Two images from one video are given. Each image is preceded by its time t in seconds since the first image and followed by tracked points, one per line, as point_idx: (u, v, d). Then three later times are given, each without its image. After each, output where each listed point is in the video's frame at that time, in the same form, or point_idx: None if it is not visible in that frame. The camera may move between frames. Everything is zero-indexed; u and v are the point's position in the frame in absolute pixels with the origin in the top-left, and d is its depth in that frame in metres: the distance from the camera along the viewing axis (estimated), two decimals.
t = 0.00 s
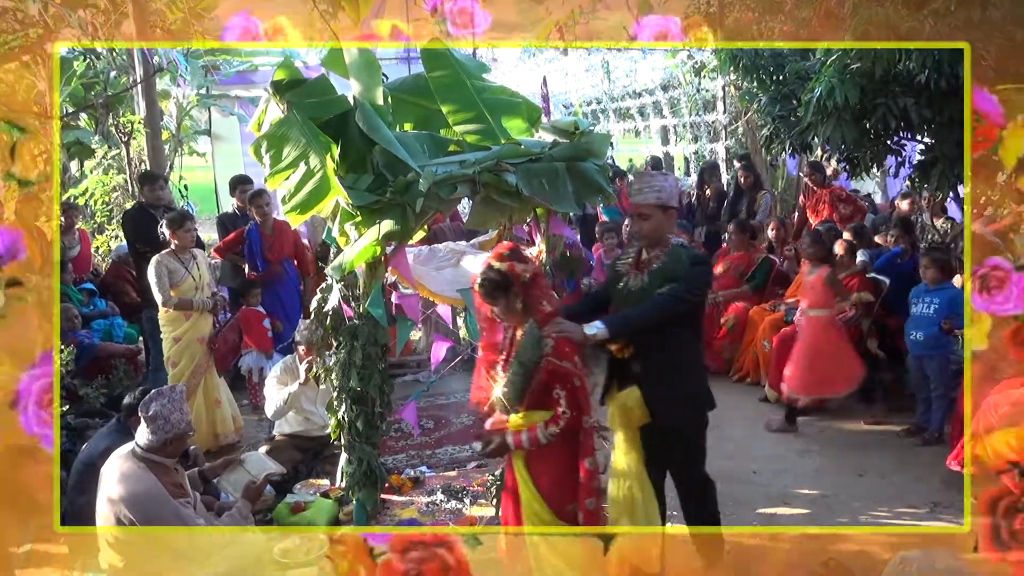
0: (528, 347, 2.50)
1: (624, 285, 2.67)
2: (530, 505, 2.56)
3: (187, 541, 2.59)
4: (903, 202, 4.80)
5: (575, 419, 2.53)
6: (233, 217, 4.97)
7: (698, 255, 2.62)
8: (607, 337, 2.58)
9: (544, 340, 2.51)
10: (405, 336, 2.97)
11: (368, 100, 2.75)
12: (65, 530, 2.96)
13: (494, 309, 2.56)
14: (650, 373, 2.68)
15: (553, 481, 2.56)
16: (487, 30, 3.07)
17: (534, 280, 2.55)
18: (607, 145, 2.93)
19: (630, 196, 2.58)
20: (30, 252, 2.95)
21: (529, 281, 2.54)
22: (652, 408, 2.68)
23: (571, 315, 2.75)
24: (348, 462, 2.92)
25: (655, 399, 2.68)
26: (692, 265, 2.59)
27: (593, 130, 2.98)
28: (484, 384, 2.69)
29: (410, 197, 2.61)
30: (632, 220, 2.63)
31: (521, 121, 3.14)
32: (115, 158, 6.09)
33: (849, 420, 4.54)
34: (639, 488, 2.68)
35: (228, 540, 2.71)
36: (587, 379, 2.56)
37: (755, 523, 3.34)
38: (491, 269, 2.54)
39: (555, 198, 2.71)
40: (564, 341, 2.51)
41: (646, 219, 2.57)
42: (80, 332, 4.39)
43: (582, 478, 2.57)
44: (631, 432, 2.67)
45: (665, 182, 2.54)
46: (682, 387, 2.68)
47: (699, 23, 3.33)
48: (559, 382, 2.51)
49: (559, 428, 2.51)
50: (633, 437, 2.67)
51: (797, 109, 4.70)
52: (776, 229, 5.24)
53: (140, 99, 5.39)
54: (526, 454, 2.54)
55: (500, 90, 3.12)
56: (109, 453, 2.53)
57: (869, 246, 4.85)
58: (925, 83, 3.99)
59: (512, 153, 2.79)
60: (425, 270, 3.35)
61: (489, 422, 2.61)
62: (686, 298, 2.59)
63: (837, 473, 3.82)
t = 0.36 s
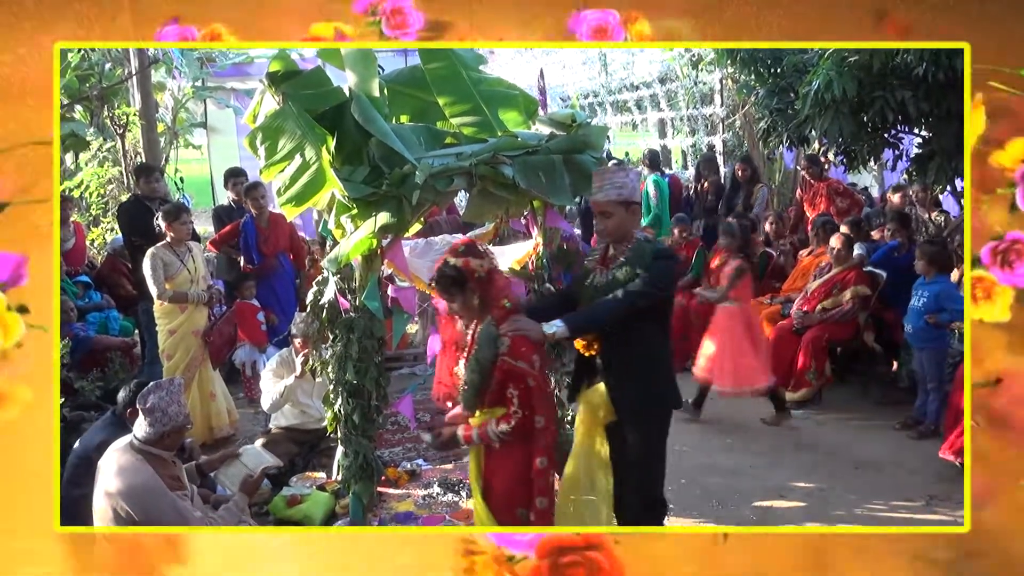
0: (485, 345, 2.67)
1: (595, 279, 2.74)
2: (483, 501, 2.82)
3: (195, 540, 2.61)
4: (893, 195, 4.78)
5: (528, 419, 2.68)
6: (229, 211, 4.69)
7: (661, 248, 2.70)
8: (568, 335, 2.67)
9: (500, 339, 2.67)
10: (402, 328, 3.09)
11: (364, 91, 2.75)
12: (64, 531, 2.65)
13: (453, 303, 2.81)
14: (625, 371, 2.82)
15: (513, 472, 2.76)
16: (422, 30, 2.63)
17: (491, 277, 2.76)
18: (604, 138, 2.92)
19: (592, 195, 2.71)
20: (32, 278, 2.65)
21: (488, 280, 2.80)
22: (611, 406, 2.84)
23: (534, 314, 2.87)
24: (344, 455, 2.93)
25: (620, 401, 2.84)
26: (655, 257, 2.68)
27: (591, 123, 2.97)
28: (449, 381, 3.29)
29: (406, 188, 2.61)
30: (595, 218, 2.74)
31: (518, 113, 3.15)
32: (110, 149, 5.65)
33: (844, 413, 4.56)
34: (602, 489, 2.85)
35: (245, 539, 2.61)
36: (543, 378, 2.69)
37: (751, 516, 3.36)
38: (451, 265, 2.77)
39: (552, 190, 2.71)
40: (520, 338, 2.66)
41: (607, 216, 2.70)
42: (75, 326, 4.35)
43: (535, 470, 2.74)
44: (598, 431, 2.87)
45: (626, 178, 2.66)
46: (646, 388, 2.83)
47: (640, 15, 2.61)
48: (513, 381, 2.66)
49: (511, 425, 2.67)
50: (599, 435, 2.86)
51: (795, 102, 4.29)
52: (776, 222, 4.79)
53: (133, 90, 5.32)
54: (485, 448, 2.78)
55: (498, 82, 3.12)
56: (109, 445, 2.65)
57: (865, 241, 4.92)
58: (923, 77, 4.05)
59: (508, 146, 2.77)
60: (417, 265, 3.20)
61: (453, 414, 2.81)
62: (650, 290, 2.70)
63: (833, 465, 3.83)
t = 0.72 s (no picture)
0: (445, 343, 2.47)
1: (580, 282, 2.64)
2: (440, 503, 2.60)
3: (180, 542, 2.55)
4: (892, 187, 4.75)
5: (486, 420, 2.48)
6: (230, 197, 4.84)
7: (645, 251, 2.55)
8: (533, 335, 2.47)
9: (460, 337, 2.46)
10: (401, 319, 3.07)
11: (366, 78, 2.71)
12: (65, 532, 2.54)
13: (417, 299, 2.58)
14: (599, 372, 2.71)
15: (469, 483, 2.55)
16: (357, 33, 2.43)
17: (451, 272, 2.54)
18: (607, 126, 2.91)
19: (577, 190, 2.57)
20: (49, 304, 2.48)
21: (446, 276, 2.53)
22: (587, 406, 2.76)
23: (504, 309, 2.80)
24: (344, 443, 2.92)
25: (590, 409, 2.76)
26: (636, 262, 2.53)
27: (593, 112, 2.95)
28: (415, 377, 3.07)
29: (408, 175, 2.60)
30: (582, 215, 2.60)
31: (520, 102, 3.13)
32: (111, 135, 5.63)
33: (845, 406, 4.57)
34: (576, 479, 2.87)
35: (228, 537, 2.56)
36: (505, 377, 2.49)
37: (750, 507, 3.37)
38: (408, 262, 2.53)
39: (554, 178, 2.70)
40: (481, 335, 2.45)
41: (593, 214, 2.55)
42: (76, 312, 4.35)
43: (494, 475, 2.53)
44: (573, 431, 2.86)
45: (612, 175, 2.53)
46: (624, 395, 2.70)
47: (580, 10, 2.36)
48: (471, 380, 2.45)
49: (468, 426, 2.48)
50: (574, 435, 2.86)
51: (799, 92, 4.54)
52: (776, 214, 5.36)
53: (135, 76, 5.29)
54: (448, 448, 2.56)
55: (499, 71, 3.10)
56: (108, 432, 2.53)
57: (869, 232, 4.73)
58: (927, 68, 3.98)
59: (511, 134, 2.75)
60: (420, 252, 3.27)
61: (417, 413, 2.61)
62: (624, 297, 2.54)
63: (833, 457, 3.83)
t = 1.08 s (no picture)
0: (401, 346, 2.46)
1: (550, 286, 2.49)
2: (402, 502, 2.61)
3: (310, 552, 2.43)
4: (893, 183, 4.67)
5: (445, 425, 2.47)
6: (232, 190, 4.81)
7: (625, 256, 2.40)
8: (492, 340, 2.36)
9: (419, 338, 2.45)
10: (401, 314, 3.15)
11: (369, 71, 2.71)
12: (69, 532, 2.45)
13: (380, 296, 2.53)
14: (575, 379, 2.56)
15: (428, 486, 2.55)
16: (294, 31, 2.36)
17: (416, 272, 2.48)
18: (609, 120, 2.90)
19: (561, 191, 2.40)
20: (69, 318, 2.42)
21: (408, 274, 2.48)
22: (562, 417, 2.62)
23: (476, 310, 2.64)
24: (346, 435, 2.92)
25: (570, 415, 2.60)
26: (610, 269, 2.39)
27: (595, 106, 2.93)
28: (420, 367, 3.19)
29: (411, 169, 2.61)
30: (561, 213, 2.44)
31: (522, 95, 3.14)
32: (113, 128, 5.59)
33: (846, 401, 4.58)
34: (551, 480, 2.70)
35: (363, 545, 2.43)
36: (463, 382, 2.48)
37: (750, 502, 3.38)
38: (371, 257, 2.49)
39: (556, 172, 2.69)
40: (438, 339, 2.43)
41: (573, 212, 2.40)
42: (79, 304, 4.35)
43: (454, 478, 2.53)
44: (549, 435, 2.71)
45: (597, 171, 2.36)
46: (600, 404, 2.56)
47: (515, 6, 2.33)
48: (428, 385, 2.45)
49: (429, 429, 2.45)
50: (551, 439, 2.70)
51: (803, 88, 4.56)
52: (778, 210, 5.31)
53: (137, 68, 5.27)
54: (405, 450, 2.55)
55: (502, 64, 3.10)
56: (110, 424, 2.54)
57: (870, 228, 4.70)
58: (931, 64, 3.95)
59: (513, 128, 2.76)
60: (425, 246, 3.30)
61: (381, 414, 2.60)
62: (593, 306, 2.38)
63: (834, 452, 3.85)
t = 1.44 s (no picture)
0: (380, 353, 2.26)
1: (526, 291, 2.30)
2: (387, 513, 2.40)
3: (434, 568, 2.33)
4: (899, 183, 4.61)
5: (427, 432, 2.27)
6: (236, 188, 4.80)
7: (607, 259, 2.22)
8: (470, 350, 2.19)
9: (397, 345, 2.25)
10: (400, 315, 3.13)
11: (374, 71, 2.74)
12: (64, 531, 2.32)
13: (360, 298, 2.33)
14: (548, 388, 2.37)
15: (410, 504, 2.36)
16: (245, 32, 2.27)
17: (393, 275, 2.29)
18: (614, 119, 2.90)
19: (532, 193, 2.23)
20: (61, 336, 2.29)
21: (387, 277, 2.27)
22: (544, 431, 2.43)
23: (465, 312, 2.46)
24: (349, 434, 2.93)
25: (548, 427, 2.42)
26: (591, 273, 2.19)
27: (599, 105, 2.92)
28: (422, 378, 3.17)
29: (415, 168, 2.62)
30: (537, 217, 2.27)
31: (528, 95, 3.17)
32: (119, 125, 5.64)
33: (849, 402, 4.58)
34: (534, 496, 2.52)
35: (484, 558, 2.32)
36: (444, 388, 2.28)
37: (753, 502, 3.37)
38: (347, 260, 2.30)
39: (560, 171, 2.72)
40: (418, 343, 2.23)
41: (549, 217, 2.22)
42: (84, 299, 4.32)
43: (433, 488, 2.31)
44: (531, 442, 2.51)
45: (572, 174, 2.18)
46: (585, 408, 2.37)
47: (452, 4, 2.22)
48: (408, 392, 2.25)
49: (410, 435, 2.26)
50: (534, 447, 2.50)
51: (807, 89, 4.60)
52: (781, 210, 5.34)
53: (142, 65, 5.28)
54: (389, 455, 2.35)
55: (506, 63, 3.11)
56: (115, 420, 2.53)
57: (874, 228, 4.66)
58: (936, 64, 3.94)
59: (519, 127, 2.74)
60: (428, 241, 3.27)
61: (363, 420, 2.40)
62: (578, 311, 2.21)
63: (837, 453, 3.85)
